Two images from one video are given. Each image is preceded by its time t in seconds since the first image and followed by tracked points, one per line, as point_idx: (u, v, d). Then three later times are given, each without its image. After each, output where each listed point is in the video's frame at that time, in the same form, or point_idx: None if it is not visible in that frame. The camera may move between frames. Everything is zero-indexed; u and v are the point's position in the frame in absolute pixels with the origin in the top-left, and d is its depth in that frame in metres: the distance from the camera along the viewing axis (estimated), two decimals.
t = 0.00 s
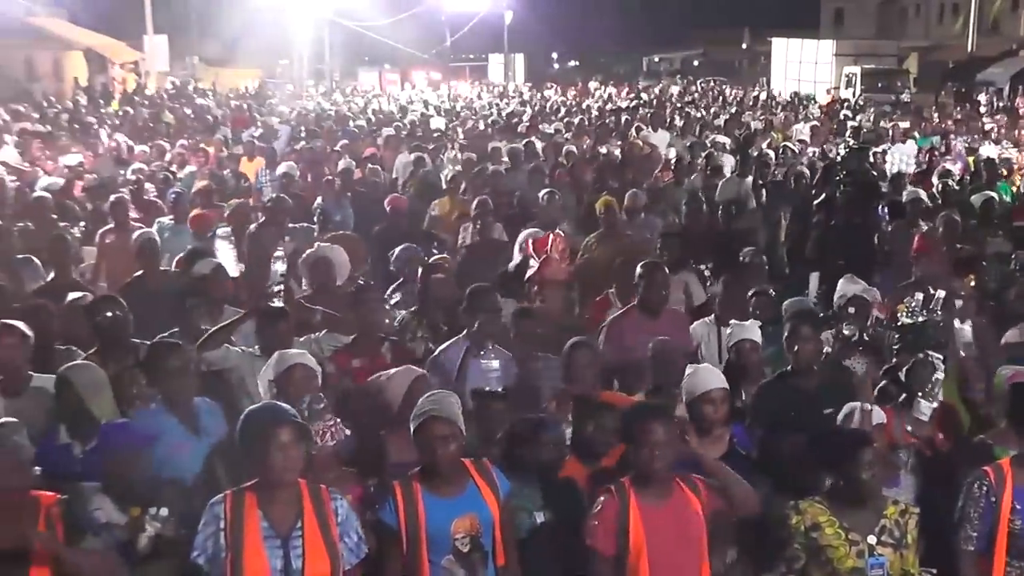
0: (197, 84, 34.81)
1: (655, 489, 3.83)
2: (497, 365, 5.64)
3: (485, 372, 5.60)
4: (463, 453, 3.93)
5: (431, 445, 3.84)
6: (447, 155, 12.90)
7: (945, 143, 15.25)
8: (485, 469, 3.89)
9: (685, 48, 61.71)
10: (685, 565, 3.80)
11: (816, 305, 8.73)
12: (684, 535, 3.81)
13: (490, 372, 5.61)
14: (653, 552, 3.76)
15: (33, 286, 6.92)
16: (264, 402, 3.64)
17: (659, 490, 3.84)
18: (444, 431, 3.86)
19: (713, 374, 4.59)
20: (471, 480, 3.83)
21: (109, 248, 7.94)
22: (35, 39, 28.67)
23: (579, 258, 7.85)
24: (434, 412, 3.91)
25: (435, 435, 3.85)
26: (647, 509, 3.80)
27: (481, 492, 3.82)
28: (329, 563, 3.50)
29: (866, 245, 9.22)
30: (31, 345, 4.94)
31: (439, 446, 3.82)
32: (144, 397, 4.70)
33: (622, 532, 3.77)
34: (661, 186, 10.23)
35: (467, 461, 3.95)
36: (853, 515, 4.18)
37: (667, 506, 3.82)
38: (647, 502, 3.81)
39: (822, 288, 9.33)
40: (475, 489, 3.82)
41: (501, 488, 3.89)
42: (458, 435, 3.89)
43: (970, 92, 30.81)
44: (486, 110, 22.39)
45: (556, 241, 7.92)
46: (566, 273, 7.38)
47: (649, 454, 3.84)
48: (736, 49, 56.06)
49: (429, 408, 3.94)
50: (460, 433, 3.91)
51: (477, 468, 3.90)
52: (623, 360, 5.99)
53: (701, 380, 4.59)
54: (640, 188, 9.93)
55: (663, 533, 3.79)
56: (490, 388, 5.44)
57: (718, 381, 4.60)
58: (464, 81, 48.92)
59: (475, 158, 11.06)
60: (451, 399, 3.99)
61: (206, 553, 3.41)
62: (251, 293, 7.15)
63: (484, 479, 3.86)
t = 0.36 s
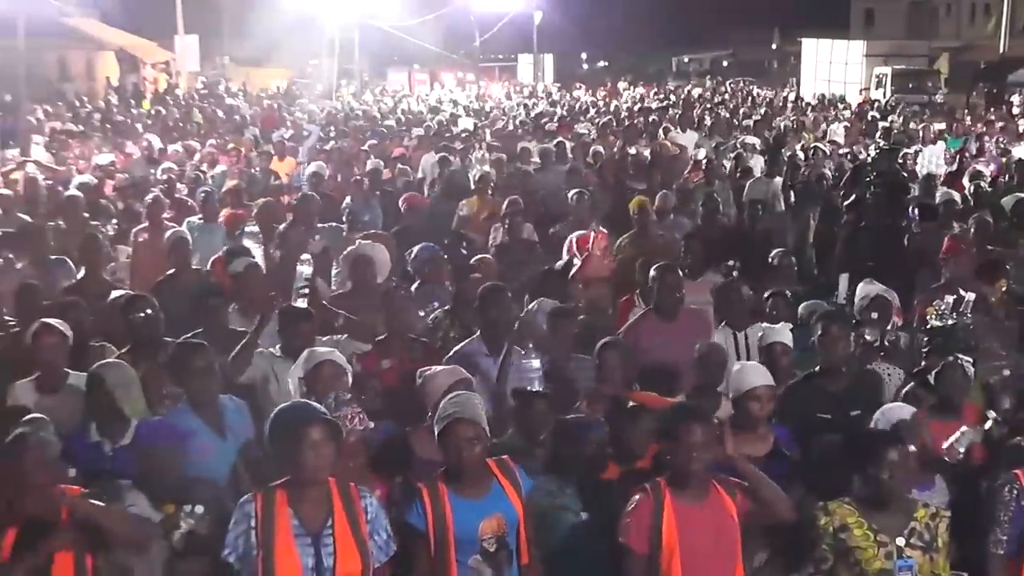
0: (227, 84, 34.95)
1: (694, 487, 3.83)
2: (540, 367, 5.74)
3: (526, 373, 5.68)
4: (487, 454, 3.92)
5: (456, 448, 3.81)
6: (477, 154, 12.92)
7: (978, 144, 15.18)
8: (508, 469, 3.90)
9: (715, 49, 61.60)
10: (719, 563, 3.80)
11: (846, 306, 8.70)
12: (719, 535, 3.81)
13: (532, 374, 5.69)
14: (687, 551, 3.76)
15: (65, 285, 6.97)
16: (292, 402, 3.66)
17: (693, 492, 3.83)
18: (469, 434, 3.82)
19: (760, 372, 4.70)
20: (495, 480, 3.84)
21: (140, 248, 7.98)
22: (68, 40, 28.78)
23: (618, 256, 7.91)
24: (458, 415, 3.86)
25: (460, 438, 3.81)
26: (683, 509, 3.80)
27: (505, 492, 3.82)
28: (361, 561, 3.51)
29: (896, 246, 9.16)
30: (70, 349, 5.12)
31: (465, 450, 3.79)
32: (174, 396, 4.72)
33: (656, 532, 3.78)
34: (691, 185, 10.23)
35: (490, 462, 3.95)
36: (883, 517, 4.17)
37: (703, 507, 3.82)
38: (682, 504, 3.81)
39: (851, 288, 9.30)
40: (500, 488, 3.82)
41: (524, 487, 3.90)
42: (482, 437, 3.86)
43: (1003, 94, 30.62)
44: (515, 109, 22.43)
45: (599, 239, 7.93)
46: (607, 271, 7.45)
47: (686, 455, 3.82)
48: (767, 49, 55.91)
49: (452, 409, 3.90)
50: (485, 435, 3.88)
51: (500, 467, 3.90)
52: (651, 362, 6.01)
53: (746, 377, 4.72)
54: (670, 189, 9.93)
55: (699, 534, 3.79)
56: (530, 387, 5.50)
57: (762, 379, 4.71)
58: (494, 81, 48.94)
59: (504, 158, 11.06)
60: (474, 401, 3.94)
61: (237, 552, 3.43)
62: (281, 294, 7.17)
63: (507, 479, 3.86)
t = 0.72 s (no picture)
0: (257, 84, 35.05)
1: (727, 488, 3.83)
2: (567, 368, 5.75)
3: (555, 373, 5.67)
4: (515, 453, 3.92)
5: (483, 448, 3.80)
6: (507, 154, 12.93)
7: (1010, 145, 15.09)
8: (536, 468, 3.90)
9: (745, 49, 61.38)
10: (749, 565, 3.79)
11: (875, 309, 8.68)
12: (749, 537, 3.80)
13: (559, 374, 5.69)
14: (718, 550, 3.76)
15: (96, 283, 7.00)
16: (321, 401, 3.66)
17: (726, 494, 3.82)
18: (496, 435, 3.81)
19: (811, 368, 4.76)
20: (523, 480, 3.84)
21: (169, 246, 8.00)
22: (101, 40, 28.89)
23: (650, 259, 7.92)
24: (486, 415, 3.86)
25: (486, 438, 3.81)
26: (714, 510, 3.79)
27: (533, 492, 3.82)
28: (390, 559, 3.51)
29: (925, 249, 9.12)
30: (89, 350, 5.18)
31: (492, 451, 3.79)
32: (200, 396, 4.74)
33: (686, 532, 3.77)
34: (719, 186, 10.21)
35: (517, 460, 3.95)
36: (913, 520, 4.15)
37: (735, 508, 3.81)
38: (714, 505, 3.80)
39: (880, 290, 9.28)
40: (527, 488, 3.82)
41: (552, 487, 3.89)
42: (509, 437, 3.85)
43: None
44: (545, 109, 22.43)
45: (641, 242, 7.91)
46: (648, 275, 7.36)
47: (722, 456, 3.83)
48: (797, 50, 55.69)
49: (481, 408, 3.90)
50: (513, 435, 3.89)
51: (528, 466, 3.90)
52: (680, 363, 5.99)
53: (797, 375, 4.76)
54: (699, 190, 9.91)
55: (729, 535, 3.78)
56: (561, 385, 5.50)
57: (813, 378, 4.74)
58: (523, 81, 48.90)
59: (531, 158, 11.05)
60: (501, 403, 3.94)
61: (267, 551, 3.45)
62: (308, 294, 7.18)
63: (535, 478, 3.86)
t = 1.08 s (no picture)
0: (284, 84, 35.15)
1: (752, 490, 3.82)
2: (575, 369, 5.66)
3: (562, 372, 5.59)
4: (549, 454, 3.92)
5: (516, 448, 3.81)
6: (533, 153, 12.93)
7: None
8: (571, 469, 3.91)
9: (770, 49, 61.26)
10: (776, 566, 3.78)
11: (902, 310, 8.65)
12: (776, 538, 3.79)
13: (566, 375, 5.61)
14: (745, 550, 3.75)
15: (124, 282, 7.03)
16: (349, 401, 3.67)
17: (752, 495, 3.82)
18: (528, 435, 3.83)
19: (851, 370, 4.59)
20: (557, 481, 3.84)
21: (197, 246, 8.04)
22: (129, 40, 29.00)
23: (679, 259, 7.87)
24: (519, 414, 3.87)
25: (518, 438, 3.82)
26: (740, 511, 3.79)
27: (566, 493, 3.82)
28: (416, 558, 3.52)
29: (953, 250, 9.08)
30: (93, 346, 5.09)
31: (525, 451, 3.79)
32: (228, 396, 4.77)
33: (712, 534, 3.76)
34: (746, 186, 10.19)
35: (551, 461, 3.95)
36: (940, 522, 4.13)
37: (762, 509, 3.81)
38: (740, 506, 3.79)
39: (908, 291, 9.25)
40: (561, 489, 3.82)
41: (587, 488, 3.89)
42: (542, 438, 3.86)
43: None
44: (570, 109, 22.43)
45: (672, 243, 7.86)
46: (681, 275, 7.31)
47: (752, 456, 3.83)
48: (824, 49, 55.53)
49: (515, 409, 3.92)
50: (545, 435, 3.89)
51: (562, 468, 3.91)
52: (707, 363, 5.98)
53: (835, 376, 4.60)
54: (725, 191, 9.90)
55: (756, 536, 3.78)
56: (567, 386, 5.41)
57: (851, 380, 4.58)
58: (549, 82, 48.92)
59: (556, 159, 11.06)
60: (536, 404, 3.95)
61: (294, 550, 3.46)
62: (334, 293, 7.20)
63: (569, 479, 3.86)
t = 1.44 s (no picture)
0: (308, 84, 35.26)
1: (777, 492, 3.81)
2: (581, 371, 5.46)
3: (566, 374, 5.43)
4: (593, 455, 3.89)
5: (557, 447, 3.84)
6: (556, 154, 12.95)
7: None
8: (613, 469, 3.86)
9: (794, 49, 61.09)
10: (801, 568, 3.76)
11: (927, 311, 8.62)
12: (800, 541, 3.78)
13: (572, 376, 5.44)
14: (769, 551, 3.74)
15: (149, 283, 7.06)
16: (378, 400, 3.68)
17: (777, 496, 3.81)
18: (569, 432, 3.86)
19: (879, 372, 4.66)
20: (599, 483, 3.80)
21: (222, 246, 8.08)
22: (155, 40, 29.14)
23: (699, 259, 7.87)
24: (560, 413, 3.93)
25: (559, 436, 3.85)
26: (764, 512, 3.78)
27: (607, 493, 3.78)
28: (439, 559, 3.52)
29: (979, 250, 9.03)
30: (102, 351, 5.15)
31: (564, 447, 3.82)
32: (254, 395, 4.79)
33: (739, 535, 3.76)
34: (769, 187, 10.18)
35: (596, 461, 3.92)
36: (965, 525, 4.11)
37: (787, 511, 3.80)
38: (765, 507, 3.78)
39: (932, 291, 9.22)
40: (603, 491, 3.78)
41: (631, 488, 3.84)
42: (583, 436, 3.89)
43: None
44: (594, 109, 22.43)
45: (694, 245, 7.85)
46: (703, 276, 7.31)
47: (775, 456, 3.83)
48: (847, 49, 55.37)
49: (557, 409, 3.96)
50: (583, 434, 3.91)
51: (605, 467, 3.87)
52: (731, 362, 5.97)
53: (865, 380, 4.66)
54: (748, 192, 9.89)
55: (782, 538, 3.76)
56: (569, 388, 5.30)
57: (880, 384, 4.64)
58: (573, 82, 48.91)
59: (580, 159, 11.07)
60: (576, 401, 4.02)
61: (315, 548, 3.48)
62: (358, 293, 7.23)
63: (611, 479, 3.82)
